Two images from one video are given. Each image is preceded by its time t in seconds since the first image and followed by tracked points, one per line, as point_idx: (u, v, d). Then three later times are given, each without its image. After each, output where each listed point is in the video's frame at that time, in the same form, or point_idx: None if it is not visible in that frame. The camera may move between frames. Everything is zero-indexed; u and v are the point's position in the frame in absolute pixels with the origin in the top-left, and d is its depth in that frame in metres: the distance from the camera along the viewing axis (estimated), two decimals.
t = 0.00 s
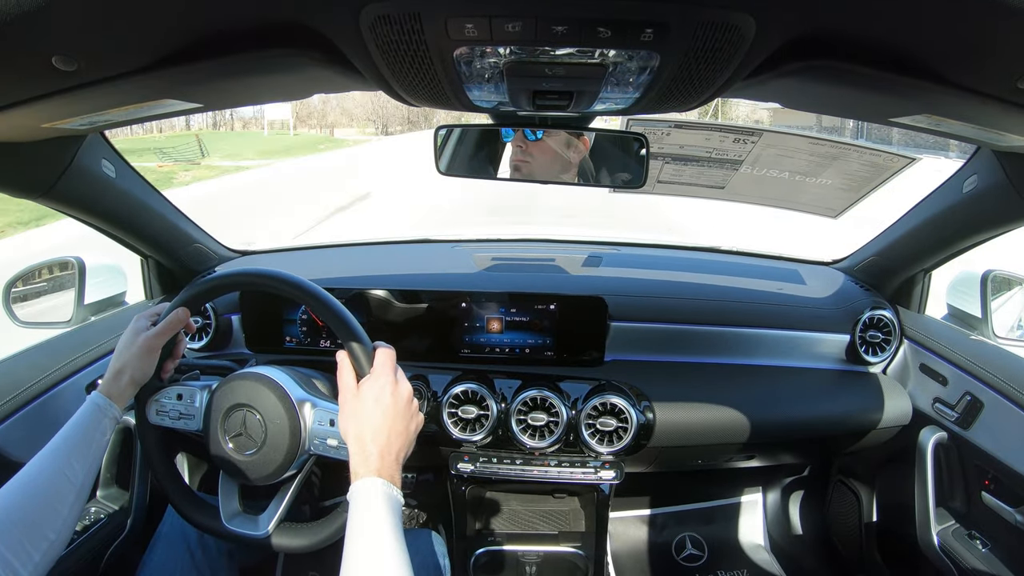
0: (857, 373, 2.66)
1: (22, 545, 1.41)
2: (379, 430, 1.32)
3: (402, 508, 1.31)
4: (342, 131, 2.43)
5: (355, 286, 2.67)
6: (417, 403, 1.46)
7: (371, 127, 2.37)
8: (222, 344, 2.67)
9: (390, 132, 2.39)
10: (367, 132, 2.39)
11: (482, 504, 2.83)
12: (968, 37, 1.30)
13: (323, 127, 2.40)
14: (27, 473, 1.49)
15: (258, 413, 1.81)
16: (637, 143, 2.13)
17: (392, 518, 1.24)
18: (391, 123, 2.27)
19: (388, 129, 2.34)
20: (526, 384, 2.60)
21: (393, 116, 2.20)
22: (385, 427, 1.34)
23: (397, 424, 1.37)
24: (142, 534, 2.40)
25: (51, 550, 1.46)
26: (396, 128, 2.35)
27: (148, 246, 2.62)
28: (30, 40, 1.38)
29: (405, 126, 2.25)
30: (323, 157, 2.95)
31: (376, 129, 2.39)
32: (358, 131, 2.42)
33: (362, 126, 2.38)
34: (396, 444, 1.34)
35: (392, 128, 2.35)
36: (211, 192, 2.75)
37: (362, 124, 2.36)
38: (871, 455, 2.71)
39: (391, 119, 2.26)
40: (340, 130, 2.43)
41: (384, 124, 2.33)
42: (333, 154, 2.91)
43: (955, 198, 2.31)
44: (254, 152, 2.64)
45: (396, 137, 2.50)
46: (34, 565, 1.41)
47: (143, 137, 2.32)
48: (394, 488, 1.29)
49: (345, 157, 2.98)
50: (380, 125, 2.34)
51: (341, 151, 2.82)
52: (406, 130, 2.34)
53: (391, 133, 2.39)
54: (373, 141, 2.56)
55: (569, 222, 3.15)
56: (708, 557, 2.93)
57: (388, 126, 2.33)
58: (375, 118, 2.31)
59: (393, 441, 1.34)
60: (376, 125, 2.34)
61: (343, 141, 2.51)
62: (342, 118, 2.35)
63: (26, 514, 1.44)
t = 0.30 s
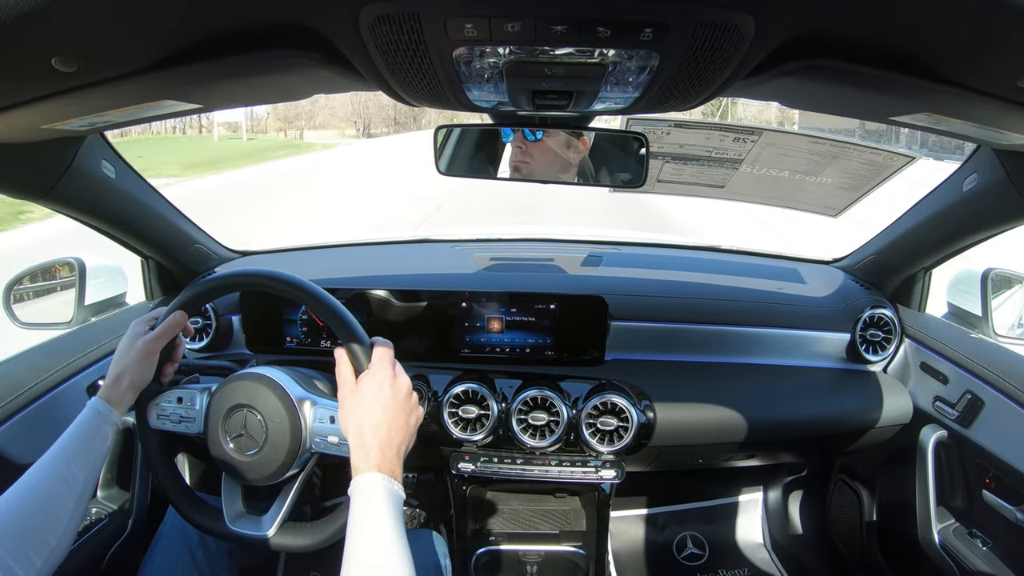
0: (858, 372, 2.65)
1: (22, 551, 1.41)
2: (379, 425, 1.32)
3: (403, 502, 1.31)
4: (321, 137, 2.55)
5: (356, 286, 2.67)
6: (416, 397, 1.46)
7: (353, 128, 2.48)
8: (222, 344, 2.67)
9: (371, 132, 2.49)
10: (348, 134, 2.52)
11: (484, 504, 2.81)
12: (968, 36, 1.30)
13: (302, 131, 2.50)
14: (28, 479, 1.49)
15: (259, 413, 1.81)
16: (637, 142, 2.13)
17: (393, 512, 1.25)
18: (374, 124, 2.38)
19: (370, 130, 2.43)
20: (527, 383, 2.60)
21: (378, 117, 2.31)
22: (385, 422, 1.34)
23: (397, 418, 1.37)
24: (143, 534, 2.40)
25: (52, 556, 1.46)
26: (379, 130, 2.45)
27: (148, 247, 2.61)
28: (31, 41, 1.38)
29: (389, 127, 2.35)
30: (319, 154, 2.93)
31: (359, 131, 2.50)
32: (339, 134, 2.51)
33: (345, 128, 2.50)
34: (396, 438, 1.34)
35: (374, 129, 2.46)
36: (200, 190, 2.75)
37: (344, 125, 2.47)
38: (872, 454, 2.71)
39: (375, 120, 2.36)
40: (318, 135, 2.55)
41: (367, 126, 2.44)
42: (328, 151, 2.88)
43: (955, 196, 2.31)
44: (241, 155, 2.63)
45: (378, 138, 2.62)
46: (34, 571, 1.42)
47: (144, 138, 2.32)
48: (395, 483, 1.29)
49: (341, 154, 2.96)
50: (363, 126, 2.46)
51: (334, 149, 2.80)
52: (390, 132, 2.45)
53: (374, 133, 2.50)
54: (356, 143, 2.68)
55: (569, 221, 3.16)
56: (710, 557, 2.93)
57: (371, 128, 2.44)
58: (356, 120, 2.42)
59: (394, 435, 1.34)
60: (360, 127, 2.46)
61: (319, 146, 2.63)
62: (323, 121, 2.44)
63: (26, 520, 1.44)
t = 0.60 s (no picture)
0: (858, 373, 2.66)
1: (21, 555, 1.41)
2: (377, 424, 1.32)
3: (402, 501, 1.32)
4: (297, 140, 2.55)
5: (355, 288, 2.67)
6: (414, 395, 1.46)
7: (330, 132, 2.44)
8: (220, 345, 2.67)
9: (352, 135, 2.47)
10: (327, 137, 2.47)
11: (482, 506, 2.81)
12: (967, 38, 1.30)
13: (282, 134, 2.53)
14: (27, 483, 1.49)
15: (258, 414, 1.80)
16: (637, 144, 2.12)
17: (392, 511, 1.25)
18: (356, 127, 2.40)
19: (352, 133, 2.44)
20: (525, 385, 2.60)
21: (363, 117, 2.35)
22: (383, 421, 1.34)
23: (395, 417, 1.37)
24: (142, 535, 2.40)
25: (51, 559, 1.46)
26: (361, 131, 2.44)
27: (147, 248, 2.61)
28: (29, 42, 1.38)
29: (373, 128, 2.39)
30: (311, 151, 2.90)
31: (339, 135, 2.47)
32: (318, 137, 2.53)
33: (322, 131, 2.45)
34: (394, 437, 1.34)
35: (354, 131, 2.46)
36: (194, 188, 2.69)
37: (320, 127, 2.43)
38: (870, 455, 2.71)
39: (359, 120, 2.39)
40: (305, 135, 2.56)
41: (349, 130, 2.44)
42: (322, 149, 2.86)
43: (954, 197, 2.31)
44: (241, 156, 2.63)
45: (359, 139, 2.63)
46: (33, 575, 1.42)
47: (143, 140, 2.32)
48: (394, 481, 1.29)
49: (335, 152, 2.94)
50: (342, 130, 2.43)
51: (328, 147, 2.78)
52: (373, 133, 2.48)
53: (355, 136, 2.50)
54: (336, 144, 2.70)
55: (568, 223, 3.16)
56: (709, 558, 2.93)
57: (352, 130, 2.44)
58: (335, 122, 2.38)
59: (392, 434, 1.34)
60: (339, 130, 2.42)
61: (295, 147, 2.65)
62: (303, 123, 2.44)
63: (25, 524, 1.44)
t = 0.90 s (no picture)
0: (855, 372, 2.66)
1: (19, 553, 1.40)
2: (375, 423, 1.33)
3: (400, 499, 1.32)
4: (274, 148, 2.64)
5: (354, 286, 2.67)
6: (412, 394, 1.46)
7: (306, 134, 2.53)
8: (218, 344, 2.67)
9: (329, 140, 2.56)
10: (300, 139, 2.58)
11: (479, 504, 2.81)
12: (966, 37, 1.30)
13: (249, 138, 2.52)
14: (26, 481, 1.49)
15: (256, 412, 1.80)
16: (635, 143, 2.13)
17: (389, 510, 1.25)
18: (336, 129, 2.46)
19: (331, 135, 2.51)
20: (523, 383, 2.60)
21: (342, 119, 2.43)
22: (382, 420, 1.34)
23: (393, 416, 1.37)
24: (140, 534, 2.40)
25: (49, 558, 1.45)
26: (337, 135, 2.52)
27: (145, 246, 2.61)
28: (26, 40, 1.37)
29: (353, 130, 2.47)
30: (302, 152, 2.84)
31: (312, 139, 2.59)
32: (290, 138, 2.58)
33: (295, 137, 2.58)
34: (392, 436, 1.34)
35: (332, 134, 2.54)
36: (189, 184, 2.66)
37: (295, 129, 2.50)
38: (867, 453, 2.72)
39: (337, 121, 2.44)
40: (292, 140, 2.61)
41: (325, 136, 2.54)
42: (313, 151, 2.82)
43: (951, 197, 2.31)
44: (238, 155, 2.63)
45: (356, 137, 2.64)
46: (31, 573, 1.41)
47: (144, 138, 2.33)
48: (392, 481, 1.29)
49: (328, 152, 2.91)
50: (319, 135, 2.52)
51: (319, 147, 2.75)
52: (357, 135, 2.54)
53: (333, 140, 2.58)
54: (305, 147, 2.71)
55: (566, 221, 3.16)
56: (706, 556, 2.93)
57: (332, 133, 2.50)
58: (310, 125, 2.46)
59: (390, 433, 1.34)
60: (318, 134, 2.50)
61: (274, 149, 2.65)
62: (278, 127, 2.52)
63: (23, 522, 1.43)
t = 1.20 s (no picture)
0: (853, 374, 2.66)
1: (17, 553, 1.39)
2: (373, 424, 1.32)
3: (397, 501, 1.32)
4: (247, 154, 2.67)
5: (352, 287, 2.67)
6: (411, 396, 1.46)
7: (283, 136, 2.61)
8: (217, 344, 2.67)
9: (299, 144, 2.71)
10: (268, 143, 2.63)
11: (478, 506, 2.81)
12: (965, 39, 1.31)
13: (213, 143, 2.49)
14: (24, 481, 1.49)
15: (254, 413, 1.80)
16: (633, 145, 2.13)
17: (387, 512, 1.25)
18: (332, 129, 2.48)
19: (329, 135, 2.52)
20: (521, 385, 2.60)
21: (320, 120, 2.45)
22: (380, 421, 1.34)
23: (391, 418, 1.37)
24: (138, 535, 2.40)
25: (46, 559, 1.45)
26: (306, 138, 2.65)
27: (144, 247, 2.61)
28: (25, 40, 1.37)
29: (334, 132, 2.48)
30: (294, 151, 2.81)
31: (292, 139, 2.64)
32: (256, 143, 2.58)
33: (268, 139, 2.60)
34: (390, 438, 1.34)
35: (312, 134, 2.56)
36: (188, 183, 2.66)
37: (263, 132, 2.54)
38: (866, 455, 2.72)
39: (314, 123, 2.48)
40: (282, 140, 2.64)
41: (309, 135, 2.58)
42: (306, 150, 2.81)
43: (950, 199, 2.31)
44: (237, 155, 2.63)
45: (354, 139, 2.64)
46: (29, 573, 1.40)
47: (144, 139, 2.34)
48: (390, 483, 1.29)
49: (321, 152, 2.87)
50: (288, 137, 2.63)
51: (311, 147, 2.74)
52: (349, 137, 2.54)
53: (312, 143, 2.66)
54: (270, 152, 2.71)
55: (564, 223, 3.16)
56: (705, 558, 2.94)
57: (324, 133, 2.52)
58: (279, 126, 2.56)
59: (388, 434, 1.34)
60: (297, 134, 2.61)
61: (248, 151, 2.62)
62: (255, 130, 2.52)
63: (21, 522, 1.43)
